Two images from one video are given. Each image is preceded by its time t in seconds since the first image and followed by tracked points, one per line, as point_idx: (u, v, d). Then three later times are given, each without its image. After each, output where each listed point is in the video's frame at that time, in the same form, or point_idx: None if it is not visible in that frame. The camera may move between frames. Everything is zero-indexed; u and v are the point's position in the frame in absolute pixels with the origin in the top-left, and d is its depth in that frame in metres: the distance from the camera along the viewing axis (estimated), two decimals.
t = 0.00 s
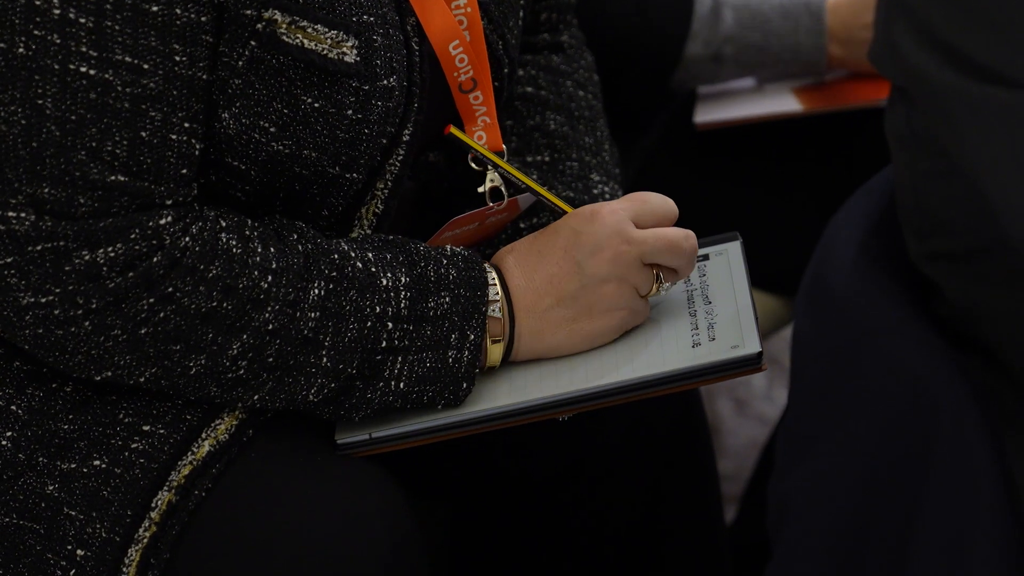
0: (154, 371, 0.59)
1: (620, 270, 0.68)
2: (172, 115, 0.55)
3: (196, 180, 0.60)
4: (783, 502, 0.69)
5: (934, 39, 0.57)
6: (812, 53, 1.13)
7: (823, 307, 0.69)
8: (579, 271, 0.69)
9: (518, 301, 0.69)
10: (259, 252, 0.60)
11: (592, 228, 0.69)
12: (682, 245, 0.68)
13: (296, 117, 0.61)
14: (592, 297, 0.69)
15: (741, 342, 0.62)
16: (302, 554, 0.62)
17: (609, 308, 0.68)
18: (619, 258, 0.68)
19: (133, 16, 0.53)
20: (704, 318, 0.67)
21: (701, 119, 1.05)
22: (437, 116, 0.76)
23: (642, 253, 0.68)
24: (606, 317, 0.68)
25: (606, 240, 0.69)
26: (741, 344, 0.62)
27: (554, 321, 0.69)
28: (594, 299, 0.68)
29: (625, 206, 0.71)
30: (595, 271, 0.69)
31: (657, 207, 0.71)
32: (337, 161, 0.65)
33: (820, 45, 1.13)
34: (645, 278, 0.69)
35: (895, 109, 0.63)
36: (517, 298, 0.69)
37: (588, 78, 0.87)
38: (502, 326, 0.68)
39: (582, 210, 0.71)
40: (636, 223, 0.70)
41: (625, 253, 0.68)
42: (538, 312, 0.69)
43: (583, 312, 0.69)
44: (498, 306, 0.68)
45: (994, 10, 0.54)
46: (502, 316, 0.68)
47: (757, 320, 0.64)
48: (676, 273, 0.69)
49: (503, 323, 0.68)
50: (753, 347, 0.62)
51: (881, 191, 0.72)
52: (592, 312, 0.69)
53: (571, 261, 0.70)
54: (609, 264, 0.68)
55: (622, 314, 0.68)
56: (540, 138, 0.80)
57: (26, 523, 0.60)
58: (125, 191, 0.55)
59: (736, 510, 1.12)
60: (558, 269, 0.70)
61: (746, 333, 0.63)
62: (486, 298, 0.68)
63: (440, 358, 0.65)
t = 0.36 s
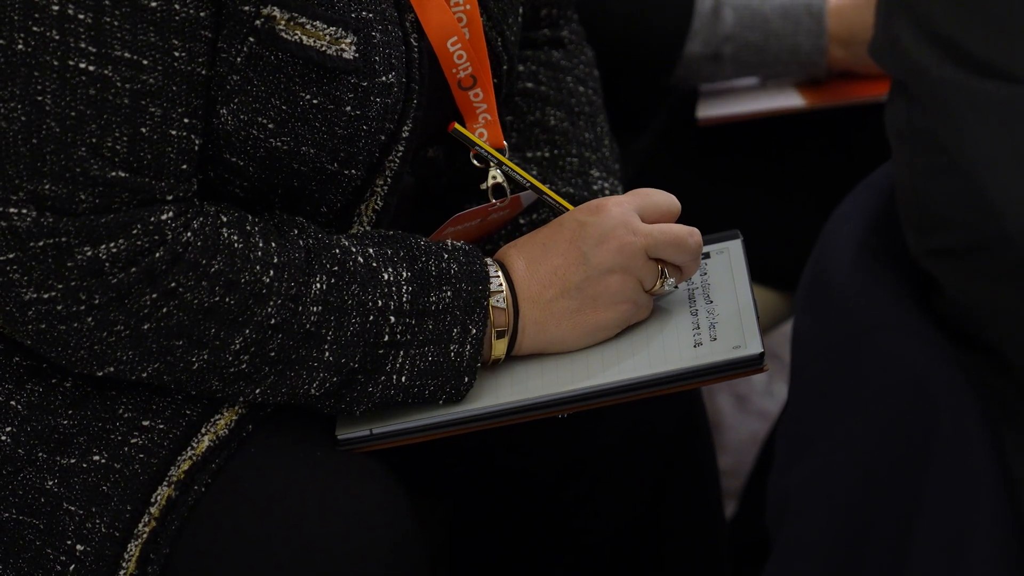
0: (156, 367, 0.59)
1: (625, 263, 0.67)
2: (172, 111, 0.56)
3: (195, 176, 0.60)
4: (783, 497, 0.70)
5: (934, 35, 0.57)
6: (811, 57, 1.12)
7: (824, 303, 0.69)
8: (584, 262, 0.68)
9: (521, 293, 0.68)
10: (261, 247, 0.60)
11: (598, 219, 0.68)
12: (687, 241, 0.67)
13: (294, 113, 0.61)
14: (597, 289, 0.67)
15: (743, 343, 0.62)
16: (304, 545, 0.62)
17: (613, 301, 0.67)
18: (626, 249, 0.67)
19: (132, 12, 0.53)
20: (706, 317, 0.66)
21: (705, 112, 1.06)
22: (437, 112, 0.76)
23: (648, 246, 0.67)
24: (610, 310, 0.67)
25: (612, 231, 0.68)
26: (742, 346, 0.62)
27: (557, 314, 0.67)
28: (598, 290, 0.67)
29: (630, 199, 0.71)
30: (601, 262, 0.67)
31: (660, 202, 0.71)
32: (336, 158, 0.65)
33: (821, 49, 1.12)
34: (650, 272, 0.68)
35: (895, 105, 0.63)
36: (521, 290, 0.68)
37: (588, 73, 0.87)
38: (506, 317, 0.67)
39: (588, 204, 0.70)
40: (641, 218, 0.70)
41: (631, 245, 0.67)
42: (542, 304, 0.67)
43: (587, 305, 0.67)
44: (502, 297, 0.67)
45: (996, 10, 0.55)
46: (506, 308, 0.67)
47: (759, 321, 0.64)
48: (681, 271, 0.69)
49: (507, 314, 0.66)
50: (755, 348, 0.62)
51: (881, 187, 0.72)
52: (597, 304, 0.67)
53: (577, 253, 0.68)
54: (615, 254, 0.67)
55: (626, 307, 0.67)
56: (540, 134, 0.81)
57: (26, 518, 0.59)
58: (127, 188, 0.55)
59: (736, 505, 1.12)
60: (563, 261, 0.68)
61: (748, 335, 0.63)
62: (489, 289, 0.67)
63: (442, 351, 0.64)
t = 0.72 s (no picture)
0: (155, 365, 0.59)
1: (622, 264, 0.67)
2: (172, 109, 0.56)
3: (195, 174, 0.60)
4: (783, 496, 0.69)
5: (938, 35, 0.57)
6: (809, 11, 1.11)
7: (824, 303, 0.69)
8: (580, 263, 0.68)
9: (518, 293, 0.67)
10: (260, 245, 0.60)
11: (595, 220, 0.68)
12: (684, 243, 0.66)
13: (294, 111, 0.61)
14: (594, 290, 0.67)
15: (742, 343, 0.62)
16: (303, 543, 0.63)
17: (609, 302, 0.67)
18: (622, 250, 0.67)
19: (133, 10, 0.52)
20: (705, 317, 0.66)
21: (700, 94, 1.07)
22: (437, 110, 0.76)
23: (644, 247, 0.67)
24: (605, 312, 0.67)
25: (609, 232, 0.68)
26: (741, 346, 0.62)
27: (554, 314, 0.67)
28: (595, 291, 0.67)
29: (629, 200, 0.70)
30: (597, 262, 0.67)
31: (658, 203, 0.71)
32: (335, 156, 0.65)
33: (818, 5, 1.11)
34: (646, 274, 0.67)
35: (896, 104, 0.63)
36: (517, 291, 0.68)
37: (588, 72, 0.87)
38: (503, 317, 0.66)
39: (585, 203, 0.70)
40: (638, 219, 0.69)
41: (627, 246, 0.67)
42: (539, 304, 0.67)
43: (583, 306, 0.67)
44: (499, 297, 0.66)
45: None
46: (503, 308, 0.66)
47: (759, 324, 0.64)
48: (677, 273, 0.68)
49: (504, 314, 0.66)
50: (755, 348, 0.62)
51: (881, 186, 0.72)
52: (592, 306, 0.67)
53: (573, 253, 0.68)
54: (611, 256, 0.67)
55: (622, 309, 0.67)
56: (539, 132, 0.80)
57: (25, 516, 0.59)
58: (126, 185, 0.55)
59: (735, 503, 1.12)
60: (559, 261, 0.68)
61: (747, 335, 0.63)
62: (487, 289, 0.66)
63: (441, 351, 0.64)
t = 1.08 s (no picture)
0: (153, 376, 0.59)
1: (622, 276, 0.67)
2: (170, 120, 0.56)
3: (194, 185, 0.60)
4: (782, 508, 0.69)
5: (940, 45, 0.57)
6: (825, 21, 1.11)
7: (823, 314, 0.68)
8: (580, 276, 0.68)
9: (517, 305, 0.67)
10: (259, 256, 0.60)
11: (595, 233, 0.68)
12: (684, 257, 0.66)
13: (292, 122, 0.61)
14: (592, 302, 0.67)
15: (740, 357, 0.62)
16: (298, 556, 0.62)
17: (608, 314, 0.67)
18: (622, 263, 0.67)
19: (130, 21, 0.52)
20: (704, 330, 0.66)
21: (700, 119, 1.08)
22: (435, 121, 0.76)
23: (644, 261, 0.67)
24: (603, 325, 0.67)
25: (610, 244, 0.68)
26: (739, 360, 0.62)
27: (552, 326, 0.67)
28: (594, 304, 0.67)
29: (629, 213, 0.70)
30: (597, 275, 0.67)
31: (658, 216, 0.71)
32: (333, 167, 0.65)
33: (831, 12, 1.11)
34: (645, 287, 0.67)
35: (895, 114, 0.63)
36: (517, 302, 0.67)
37: (586, 83, 0.87)
38: (502, 328, 0.66)
39: (586, 216, 0.70)
40: (639, 232, 0.70)
41: (627, 259, 0.67)
42: (538, 315, 0.67)
43: (582, 318, 0.67)
44: (498, 308, 0.66)
45: None
46: (502, 318, 0.66)
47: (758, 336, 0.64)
48: (676, 286, 0.68)
49: (503, 325, 0.66)
50: (752, 363, 0.62)
51: (880, 196, 0.72)
52: (591, 318, 0.67)
53: (573, 266, 0.68)
54: (611, 269, 0.67)
55: (620, 322, 0.67)
56: (537, 144, 0.80)
57: (23, 527, 0.59)
58: (124, 196, 0.55)
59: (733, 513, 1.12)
60: (559, 273, 0.68)
61: (745, 349, 0.63)
62: (486, 300, 0.66)
63: (439, 361, 0.64)
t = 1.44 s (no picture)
0: (144, 406, 0.59)
1: (612, 306, 0.67)
2: (161, 148, 0.56)
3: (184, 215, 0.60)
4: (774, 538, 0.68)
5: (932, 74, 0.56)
6: (813, 48, 1.11)
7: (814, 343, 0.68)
8: (569, 305, 0.67)
9: (507, 335, 0.67)
10: (249, 285, 0.60)
11: (586, 262, 0.68)
12: (676, 287, 0.66)
13: (283, 151, 0.61)
14: (582, 332, 0.67)
15: (731, 386, 0.62)
16: None
17: (598, 345, 0.66)
18: (612, 293, 0.67)
19: (121, 51, 0.53)
20: (694, 358, 0.66)
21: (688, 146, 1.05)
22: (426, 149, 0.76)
23: (635, 290, 0.66)
24: (593, 355, 0.66)
25: (600, 274, 0.67)
26: (731, 389, 0.62)
27: (542, 356, 0.66)
28: (584, 334, 0.66)
29: (620, 242, 0.70)
30: (587, 304, 0.67)
31: (648, 246, 0.71)
32: (323, 197, 0.65)
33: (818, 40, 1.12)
34: (635, 318, 0.67)
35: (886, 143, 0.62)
36: (507, 332, 0.67)
37: (576, 111, 0.87)
38: (493, 358, 0.66)
39: (576, 245, 0.70)
40: (629, 262, 0.69)
41: (618, 289, 0.67)
42: (528, 345, 0.66)
43: (572, 348, 0.66)
44: (489, 338, 0.66)
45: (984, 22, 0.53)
46: (493, 348, 0.66)
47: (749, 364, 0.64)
48: (666, 317, 0.68)
49: (494, 355, 0.66)
50: (743, 392, 0.62)
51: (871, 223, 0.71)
52: (581, 348, 0.66)
53: (563, 294, 0.68)
54: (601, 298, 0.67)
55: (609, 352, 0.66)
56: (527, 172, 0.80)
57: (14, 556, 0.59)
58: (116, 227, 0.55)
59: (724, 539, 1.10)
60: (549, 302, 0.68)
61: (736, 378, 0.63)
62: (477, 330, 0.66)
63: (430, 391, 0.64)
